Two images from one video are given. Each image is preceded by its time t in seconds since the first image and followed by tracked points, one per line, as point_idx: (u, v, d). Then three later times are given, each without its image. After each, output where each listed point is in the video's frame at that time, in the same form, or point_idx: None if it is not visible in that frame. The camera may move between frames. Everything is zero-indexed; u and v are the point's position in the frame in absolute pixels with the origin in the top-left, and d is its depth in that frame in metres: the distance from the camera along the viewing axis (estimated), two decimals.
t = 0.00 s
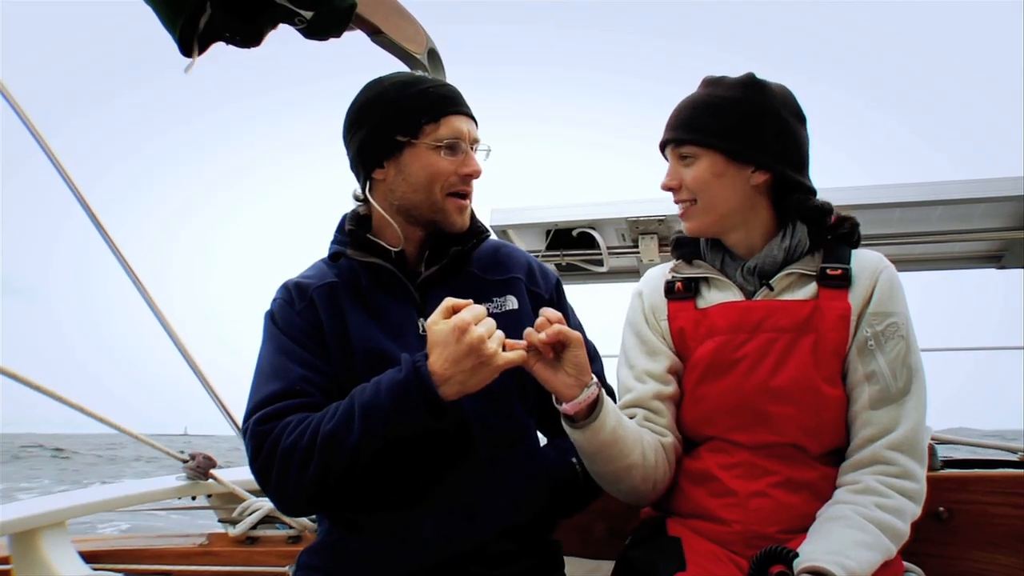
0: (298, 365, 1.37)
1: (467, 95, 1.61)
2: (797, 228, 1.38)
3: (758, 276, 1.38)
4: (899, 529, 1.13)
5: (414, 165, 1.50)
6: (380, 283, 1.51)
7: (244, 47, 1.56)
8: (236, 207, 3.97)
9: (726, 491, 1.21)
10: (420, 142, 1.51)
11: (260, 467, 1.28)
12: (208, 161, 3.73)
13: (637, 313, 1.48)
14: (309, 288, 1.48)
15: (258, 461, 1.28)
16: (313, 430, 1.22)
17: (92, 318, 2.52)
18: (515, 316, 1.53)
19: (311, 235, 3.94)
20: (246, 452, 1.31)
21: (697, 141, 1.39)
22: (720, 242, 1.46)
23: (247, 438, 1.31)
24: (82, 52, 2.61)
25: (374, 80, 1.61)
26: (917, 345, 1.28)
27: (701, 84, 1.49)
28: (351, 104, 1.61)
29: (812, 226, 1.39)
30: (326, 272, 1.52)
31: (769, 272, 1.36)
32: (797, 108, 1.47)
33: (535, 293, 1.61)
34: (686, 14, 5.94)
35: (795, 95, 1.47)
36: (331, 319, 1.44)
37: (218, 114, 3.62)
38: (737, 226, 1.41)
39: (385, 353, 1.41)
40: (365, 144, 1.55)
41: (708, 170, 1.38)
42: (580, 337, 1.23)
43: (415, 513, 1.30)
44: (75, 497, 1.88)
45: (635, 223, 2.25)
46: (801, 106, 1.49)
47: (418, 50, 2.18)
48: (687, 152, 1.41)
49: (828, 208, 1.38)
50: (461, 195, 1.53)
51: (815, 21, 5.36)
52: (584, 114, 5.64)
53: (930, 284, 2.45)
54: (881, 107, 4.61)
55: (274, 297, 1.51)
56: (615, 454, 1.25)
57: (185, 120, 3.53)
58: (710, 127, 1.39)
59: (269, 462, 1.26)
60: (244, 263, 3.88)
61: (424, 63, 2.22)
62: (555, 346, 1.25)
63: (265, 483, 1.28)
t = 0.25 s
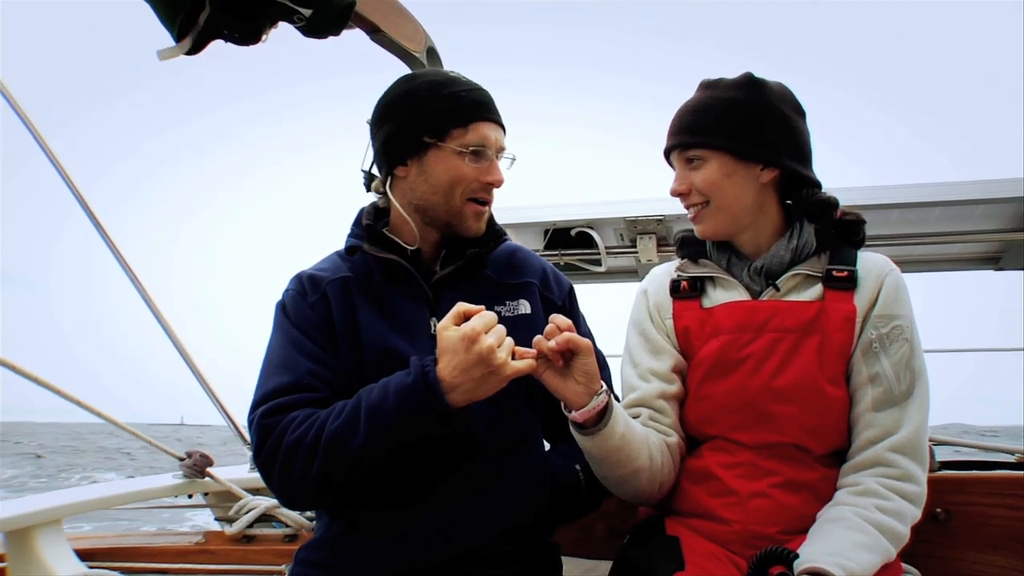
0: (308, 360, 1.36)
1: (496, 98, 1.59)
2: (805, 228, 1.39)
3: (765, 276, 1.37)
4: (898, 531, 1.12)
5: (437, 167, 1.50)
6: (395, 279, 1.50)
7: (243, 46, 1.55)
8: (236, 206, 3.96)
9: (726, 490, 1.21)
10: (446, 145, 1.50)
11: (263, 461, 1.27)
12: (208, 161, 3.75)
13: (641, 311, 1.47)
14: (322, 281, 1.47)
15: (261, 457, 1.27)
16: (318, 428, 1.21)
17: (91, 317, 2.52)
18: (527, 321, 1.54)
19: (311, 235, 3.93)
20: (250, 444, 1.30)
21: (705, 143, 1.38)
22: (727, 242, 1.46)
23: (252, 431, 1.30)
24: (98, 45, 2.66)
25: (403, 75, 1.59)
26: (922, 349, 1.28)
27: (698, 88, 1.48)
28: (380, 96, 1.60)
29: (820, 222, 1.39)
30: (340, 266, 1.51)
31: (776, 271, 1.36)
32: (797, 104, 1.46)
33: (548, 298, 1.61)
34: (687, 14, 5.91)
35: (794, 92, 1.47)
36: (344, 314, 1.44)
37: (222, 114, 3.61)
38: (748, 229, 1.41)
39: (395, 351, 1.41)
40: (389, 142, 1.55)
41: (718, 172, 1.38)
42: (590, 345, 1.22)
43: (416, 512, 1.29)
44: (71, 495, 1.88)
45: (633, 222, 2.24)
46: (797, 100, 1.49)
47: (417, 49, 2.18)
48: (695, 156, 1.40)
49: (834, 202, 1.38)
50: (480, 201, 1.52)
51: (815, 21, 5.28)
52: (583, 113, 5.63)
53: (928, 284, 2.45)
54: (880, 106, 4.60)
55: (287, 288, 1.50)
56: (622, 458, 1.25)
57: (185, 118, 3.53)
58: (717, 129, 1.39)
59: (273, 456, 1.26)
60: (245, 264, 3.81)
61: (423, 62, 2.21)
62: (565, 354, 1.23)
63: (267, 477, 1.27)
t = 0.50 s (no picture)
0: (318, 350, 1.37)
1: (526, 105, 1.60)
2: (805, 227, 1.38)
3: (763, 275, 1.37)
4: (892, 529, 1.13)
5: (462, 167, 1.50)
6: (409, 275, 1.52)
7: (241, 42, 1.55)
8: (235, 206, 3.98)
9: (721, 488, 1.21)
10: (473, 145, 1.51)
11: (267, 445, 1.27)
12: (208, 159, 3.77)
13: (639, 308, 1.47)
14: (337, 272, 1.48)
15: (264, 442, 1.27)
16: (322, 418, 1.22)
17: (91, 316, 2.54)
18: (538, 323, 1.55)
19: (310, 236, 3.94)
20: (254, 427, 1.30)
21: (707, 142, 1.38)
22: (727, 241, 1.46)
23: (257, 415, 1.29)
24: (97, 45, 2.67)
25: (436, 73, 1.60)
26: (918, 349, 1.28)
27: (699, 86, 1.48)
28: (412, 90, 1.60)
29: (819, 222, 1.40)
30: (356, 259, 1.52)
31: (774, 271, 1.36)
32: (797, 102, 1.46)
33: (560, 303, 1.63)
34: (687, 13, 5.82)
35: (794, 91, 1.47)
36: (357, 308, 1.45)
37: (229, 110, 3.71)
38: (748, 228, 1.42)
39: (405, 345, 1.41)
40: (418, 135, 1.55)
41: (720, 171, 1.38)
42: (597, 350, 1.22)
43: (413, 507, 1.29)
44: (71, 490, 1.88)
45: (632, 219, 2.24)
46: (799, 100, 1.49)
47: (417, 45, 2.18)
48: (696, 154, 1.40)
49: (834, 202, 1.39)
50: (501, 205, 1.53)
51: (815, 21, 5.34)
52: (584, 112, 5.60)
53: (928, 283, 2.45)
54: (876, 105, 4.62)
55: (302, 276, 1.50)
56: (624, 459, 1.25)
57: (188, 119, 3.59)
58: (721, 128, 1.39)
59: (276, 442, 1.26)
60: (241, 262, 3.91)
61: (423, 58, 2.22)
62: (571, 357, 1.24)
63: (269, 464, 1.28)
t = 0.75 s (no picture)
0: (325, 338, 1.38)
1: (541, 105, 1.61)
2: (802, 222, 1.40)
3: (761, 268, 1.38)
4: (891, 525, 1.12)
5: (474, 161, 1.51)
6: (418, 267, 1.53)
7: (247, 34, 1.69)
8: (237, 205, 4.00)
9: (720, 484, 1.21)
10: (487, 140, 1.52)
11: (270, 431, 1.29)
12: (208, 159, 3.81)
13: (639, 303, 1.48)
14: (346, 263, 1.50)
15: (268, 425, 1.29)
16: (324, 402, 1.23)
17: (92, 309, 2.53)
18: (542, 318, 1.55)
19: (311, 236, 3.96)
20: (259, 413, 1.32)
21: (702, 136, 1.39)
22: (726, 235, 1.46)
23: (263, 400, 1.31)
24: (77, 54, 2.64)
25: (460, 71, 1.62)
26: (917, 343, 1.28)
27: (695, 84, 1.49)
28: (432, 86, 1.63)
29: (818, 217, 1.39)
30: (365, 251, 1.53)
31: (772, 265, 1.38)
32: (794, 97, 1.47)
33: (566, 301, 1.63)
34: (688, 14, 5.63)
35: (790, 86, 1.47)
36: (366, 298, 1.46)
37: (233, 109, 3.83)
38: (746, 222, 1.41)
39: (411, 335, 1.42)
40: (435, 128, 1.57)
41: (717, 164, 1.38)
42: (596, 341, 1.22)
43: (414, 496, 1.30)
44: (80, 481, 1.90)
45: (639, 215, 2.24)
46: (797, 95, 1.49)
47: (424, 39, 2.18)
48: (693, 149, 1.40)
49: (831, 195, 1.37)
50: (511, 201, 1.53)
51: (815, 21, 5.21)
52: (583, 113, 5.48)
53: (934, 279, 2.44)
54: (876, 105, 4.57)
55: (312, 266, 1.52)
56: (623, 451, 1.25)
57: (190, 117, 3.71)
58: (717, 122, 1.39)
59: (278, 428, 1.27)
60: (242, 261, 3.84)
61: (430, 53, 2.21)
62: (570, 348, 1.24)
63: (273, 450, 1.29)
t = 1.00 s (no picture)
0: (325, 334, 1.38)
1: (529, 92, 1.64)
2: (807, 215, 1.38)
3: (768, 263, 1.37)
4: (901, 520, 1.12)
5: (468, 147, 1.53)
6: (416, 260, 1.53)
7: (254, 30, 1.68)
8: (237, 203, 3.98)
9: (729, 479, 1.21)
10: (479, 125, 1.53)
11: (274, 428, 1.29)
12: (208, 159, 3.73)
13: (645, 298, 1.47)
14: (343, 259, 1.49)
15: (272, 423, 1.29)
16: (327, 399, 1.23)
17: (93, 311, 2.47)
18: (542, 309, 1.55)
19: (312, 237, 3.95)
20: (262, 410, 1.32)
21: (707, 129, 1.38)
22: (731, 229, 1.45)
23: (266, 397, 1.31)
24: (79, 54, 2.61)
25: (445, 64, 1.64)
26: (927, 337, 1.28)
27: (701, 76, 1.48)
28: (423, 79, 1.65)
29: (824, 210, 1.38)
30: (362, 247, 1.53)
31: (780, 259, 1.36)
32: (801, 90, 1.46)
33: (563, 291, 1.63)
34: (687, 14, 5.54)
35: (797, 78, 1.46)
36: (364, 291, 1.46)
37: (231, 109, 3.74)
38: (751, 215, 1.41)
39: (414, 327, 1.42)
40: (427, 117, 1.58)
41: (720, 157, 1.38)
42: (600, 334, 1.22)
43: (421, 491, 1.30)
44: (89, 476, 1.91)
45: (645, 210, 2.24)
46: (803, 88, 1.48)
47: (430, 34, 2.19)
48: (697, 142, 1.40)
49: (838, 189, 1.37)
50: (506, 184, 1.55)
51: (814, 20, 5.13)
52: (583, 113, 5.37)
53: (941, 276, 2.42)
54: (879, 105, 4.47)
55: (308, 264, 1.52)
56: (630, 447, 1.25)
57: (189, 117, 3.59)
58: (721, 114, 1.38)
59: (282, 425, 1.27)
60: (241, 262, 3.85)
61: (436, 48, 2.23)
62: (576, 342, 1.24)
63: (276, 447, 1.29)
